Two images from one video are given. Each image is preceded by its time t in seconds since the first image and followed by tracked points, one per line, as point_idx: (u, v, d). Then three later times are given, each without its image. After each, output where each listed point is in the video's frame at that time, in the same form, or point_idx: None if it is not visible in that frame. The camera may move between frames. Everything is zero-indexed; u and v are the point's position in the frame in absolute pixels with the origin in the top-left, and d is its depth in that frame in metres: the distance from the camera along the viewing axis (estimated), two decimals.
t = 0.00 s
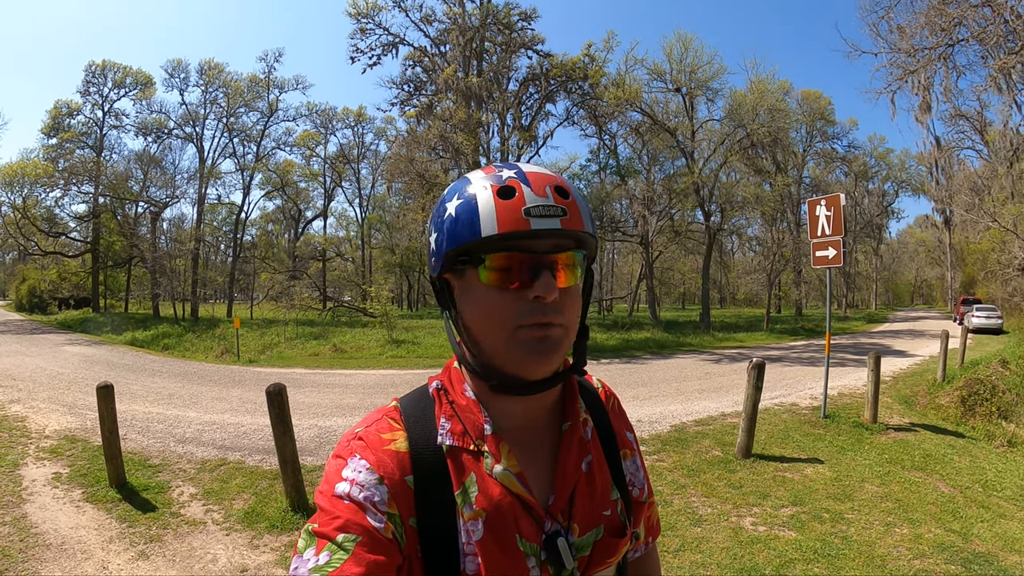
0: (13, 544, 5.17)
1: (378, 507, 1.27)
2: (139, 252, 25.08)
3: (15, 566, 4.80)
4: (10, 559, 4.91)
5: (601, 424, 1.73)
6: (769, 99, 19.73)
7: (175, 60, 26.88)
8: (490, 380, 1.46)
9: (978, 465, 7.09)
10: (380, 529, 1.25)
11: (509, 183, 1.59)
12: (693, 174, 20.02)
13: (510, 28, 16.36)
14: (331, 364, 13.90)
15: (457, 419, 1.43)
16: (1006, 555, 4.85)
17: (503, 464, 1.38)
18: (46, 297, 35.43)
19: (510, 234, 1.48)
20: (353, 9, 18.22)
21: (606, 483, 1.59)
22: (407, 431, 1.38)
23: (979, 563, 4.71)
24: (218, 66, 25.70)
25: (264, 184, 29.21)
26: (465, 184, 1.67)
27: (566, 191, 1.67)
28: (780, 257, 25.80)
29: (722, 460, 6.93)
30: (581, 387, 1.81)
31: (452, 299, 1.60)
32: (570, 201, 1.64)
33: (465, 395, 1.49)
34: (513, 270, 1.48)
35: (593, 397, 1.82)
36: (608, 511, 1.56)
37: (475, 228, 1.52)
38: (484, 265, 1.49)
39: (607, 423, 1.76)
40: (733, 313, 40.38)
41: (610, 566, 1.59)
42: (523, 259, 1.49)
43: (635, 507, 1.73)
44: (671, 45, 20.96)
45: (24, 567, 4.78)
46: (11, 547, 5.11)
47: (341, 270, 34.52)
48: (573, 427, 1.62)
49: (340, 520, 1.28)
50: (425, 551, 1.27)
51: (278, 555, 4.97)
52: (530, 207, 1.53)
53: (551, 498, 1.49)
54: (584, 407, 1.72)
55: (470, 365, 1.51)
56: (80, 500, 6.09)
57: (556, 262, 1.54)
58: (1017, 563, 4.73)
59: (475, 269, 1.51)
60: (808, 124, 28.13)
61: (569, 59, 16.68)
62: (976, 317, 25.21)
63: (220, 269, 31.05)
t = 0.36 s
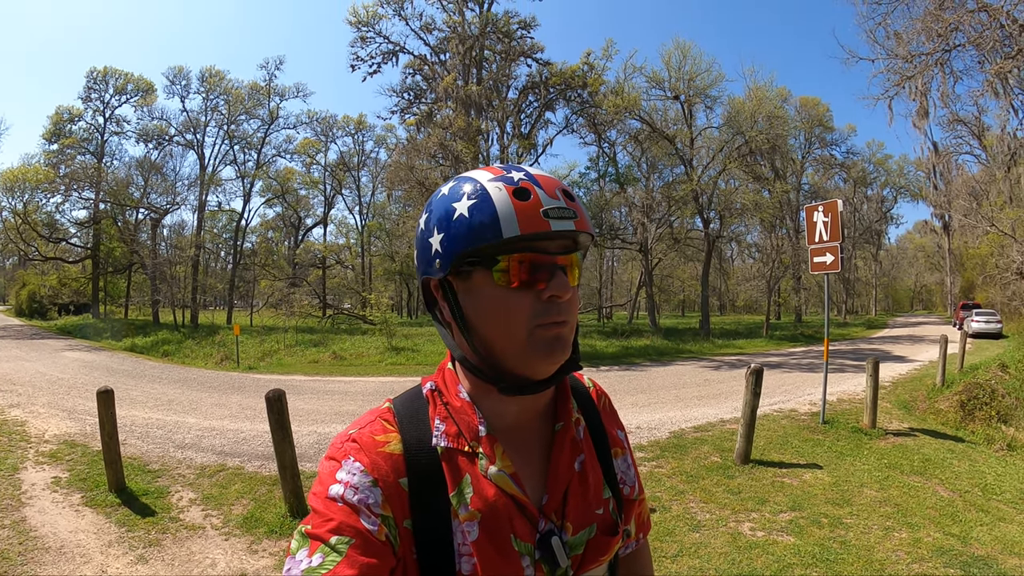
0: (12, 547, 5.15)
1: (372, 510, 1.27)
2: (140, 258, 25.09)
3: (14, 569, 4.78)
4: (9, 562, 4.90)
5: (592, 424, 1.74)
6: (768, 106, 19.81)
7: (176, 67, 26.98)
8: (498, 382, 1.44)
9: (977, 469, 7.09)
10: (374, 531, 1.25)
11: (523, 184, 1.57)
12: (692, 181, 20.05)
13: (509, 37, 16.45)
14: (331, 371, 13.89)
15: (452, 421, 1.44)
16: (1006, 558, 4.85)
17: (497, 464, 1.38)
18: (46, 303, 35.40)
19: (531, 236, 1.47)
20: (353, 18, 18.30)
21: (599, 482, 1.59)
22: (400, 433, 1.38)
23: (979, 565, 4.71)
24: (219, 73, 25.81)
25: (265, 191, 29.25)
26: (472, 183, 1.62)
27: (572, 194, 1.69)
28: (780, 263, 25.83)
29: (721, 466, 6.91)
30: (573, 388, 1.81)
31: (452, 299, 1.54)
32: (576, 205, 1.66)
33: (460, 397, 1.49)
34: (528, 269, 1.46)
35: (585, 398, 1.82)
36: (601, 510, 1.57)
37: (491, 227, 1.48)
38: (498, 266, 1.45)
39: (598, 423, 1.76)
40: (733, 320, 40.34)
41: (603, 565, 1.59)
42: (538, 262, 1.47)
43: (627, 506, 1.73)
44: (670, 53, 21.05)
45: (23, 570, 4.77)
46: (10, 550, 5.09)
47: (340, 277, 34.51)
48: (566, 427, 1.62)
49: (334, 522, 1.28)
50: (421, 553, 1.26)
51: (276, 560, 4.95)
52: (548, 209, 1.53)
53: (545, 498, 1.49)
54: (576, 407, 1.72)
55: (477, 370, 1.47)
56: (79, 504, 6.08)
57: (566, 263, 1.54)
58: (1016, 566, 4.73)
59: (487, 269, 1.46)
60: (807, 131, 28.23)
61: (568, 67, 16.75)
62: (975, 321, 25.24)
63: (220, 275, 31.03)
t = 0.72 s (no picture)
0: (17, 547, 5.17)
1: (370, 509, 1.27)
2: (146, 263, 25.22)
3: (19, 568, 4.80)
4: (14, 561, 4.92)
5: (592, 426, 1.74)
6: (772, 110, 19.79)
7: (183, 73, 27.16)
8: (487, 381, 1.46)
9: (984, 472, 7.03)
10: (372, 531, 1.25)
11: (512, 184, 1.58)
12: (697, 185, 20.04)
13: (514, 42, 16.52)
14: (336, 376, 13.93)
15: (451, 421, 1.44)
16: (1013, 562, 4.80)
17: (496, 465, 1.38)
18: (53, 307, 35.62)
19: (515, 236, 1.48)
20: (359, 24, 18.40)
21: (599, 484, 1.60)
22: (399, 431, 1.38)
23: (985, 570, 4.66)
24: (225, 79, 25.99)
25: (271, 196, 29.39)
26: (467, 184, 1.66)
27: (569, 193, 1.67)
28: (785, 267, 25.78)
29: (726, 471, 6.88)
30: (574, 390, 1.82)
31: (448, 297, 1.59)
32: (572, 202, 1.64)
33: (460, 397, 1.50)
34: (513, 270, 1.47)
35: (585, 399, 1.83)
36: (600, 512, 1.57)
37: (479, 226, 1.51)
38: (485, 266, 1.48)
39: (599, 425, 1.77)
40: (738, 324, 40.18)
41: (601, 567, 1.59)
42: (526, 262, 1.48)
43: (627, 508, 1.74)
44: (674, 58, 21.08)
45: (28, 569, 4.79)
46: (15, 549, 5.12)
47: (346, 282, 34.57)
48: (566, 429, 1.62)
49: (332, 521, 1.28)
50: (419, 553, 1.26)
51: (279, 563, 4.96)
52: (534, 209, 1.53)
53: (544, 499, 1.49)
54: (576, 408, 1.73)
55: (468, 368, 1.50)
56: (84, 506, 6.10)
57: (557, 263, 1.53)
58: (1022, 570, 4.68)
59: (476, 268, 1.49)
60: (812, 135, 28.19)
61: (573, 73, 16.80)
62: (982, 324, 25.07)
63: (226, 280, 31.16)
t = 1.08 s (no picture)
0: (28, 546, 5.23)
1: (381, 511, 1.26)
2: (158, 265, 25.45)
3: (29, 567, 4.85)
4: (24, 560, 4.97)
5: (604, 429, 1.73)
6: (783, 111, 19.70)
7: (194, 77, 27.40)
8: (481, 381, 1.48)
9: (997, 476, 6.93)
10: (383, 533, 1.25)
11: (498, 186, 1.61)
12: (708, 187, 19.94)
13: (523, 45, 16.55)
14: (346, 378, 13.97)
15: (461, 422, 1.43)
16: None
17: (506, 468, 1.37)
18: (66, 309, 36.02)
19: (499, 237, 1.51)
20: (369, 28, 18.48)
21: (610, 489, 1.58)
22: (409, 433, 1.37)
23: None
24: (236, 83, 26.19)
25: (282, 200, 29.56)
26: (464, 189, 1.71)
27: (560, 191, 1.66)
28: (796, 269, 25.62)
29: (736, 474, 6.83)
30: (586, 393, 1.81)
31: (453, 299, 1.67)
32: (562, 201, 1.63)
33: (469, 398, 1.49)
34: (497, 273, 1.51)
35: (597, 402, 1.81)
36: (611, 516, 1.56)
37: (463, 231, 1.58)
38: (473, 268, 1.52)
39: (611, 430, 1.75)
40: (748, 326, 39.95)
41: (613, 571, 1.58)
42: (512, 262, 1.51)
43: (638, 513, 1.72)
44: (684, 59, 21.02)
45: (38, 569, 4.83)
46: (26, 548, 5.17)
47: (356, 284, 34.68)
48: (577, 431, 1.62)
49: (343, 523, 1.27)
50: (428, 555, 1.27)
51: (288, 564, 4.97)
52: (513, 210, 1.54)
53: (554, 503, 1.49)
54: (588, 411, 1.72)
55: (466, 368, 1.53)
56: (94, 506, 6.15)
57: (543, 264, 1.54)
58: None
59: (467, 270, 1.54)
60: (822, 136, 28.01)
61: (582, 75, 16.80)
62: (995, 326, 24.75)
63: (237, 283, 31.38)
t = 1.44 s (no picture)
0: (40, 545, 5.28)
1: (394, 514, 1.25)
2: (169, 266, 25.69)
3: (41, 566, 4.90)
4: (36, 559, 5.03)
5: (617, 432, 1.72)
6: (793, 110, 19.56)
7: (204, 79, 27.61)
8: (496, 382, 1.47)
9: (1010, 478, 6.84)
10: (395, 537, 1.24)
11: (515, 188, 1.61)
12: (718, 187, 19.85)
13: (532, 45, 16.52)
14: (357, 378, 14.03)
15: (475, 425, 1.42)
16: None
17: (520, 471, 1.37)
18: (78, 309, 36.40)
19: (515, 238, 1.52)
20: (378, 30, 18.53)
21: (623, 493, 1.57)
22: (423, 436, 1.36)
23: None
24: (246, 85, 26.38)
25: (292, 201, 29.71)
26: (479, 193, 1.72)
27: (576, 194, 1.66)
28: (807, 269, 25.44)
29: (747, 476, 6.79)
30: (599, 397, 1.80)
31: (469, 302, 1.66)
32: (577, 203, 1.62)
33: (484, 401, 1.48)
34: (515, 272, 1.50)
35: (611, 406, 1.81)
36: (624, 520, 1.55)
37: (480, 232, 1.58)
38: (489, 269, 1.52)
39: (625, 433, 1.74)
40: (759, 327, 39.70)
41: None
42: (528, 262, 1.51)
43: (651, 517, 1.72)
44: (693, 59, 20.94)
45: (50, 568, 4.89)
46: (37, 547, 5.23)
47: (366, 285, 34.82)
48: (591, 435, 1.61)
49: (356, 526, 1.27)
50: (441, 558, 1.25)
51: (298, 564, 4.99)
52: (530, 210, 1.55)
53: (567, 507, 1.48)
54: (601, 416, 1.71)
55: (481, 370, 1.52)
56: (106, 505, 6.21)
57: (560, 264, 1.53)
58: None
59: (483, 271, 1.54)
60: (833, 134, 27.80)
61: (591, 75, 16.78)
62: (1008, 326, 24.43)
63: (248, 283, 31.61)
